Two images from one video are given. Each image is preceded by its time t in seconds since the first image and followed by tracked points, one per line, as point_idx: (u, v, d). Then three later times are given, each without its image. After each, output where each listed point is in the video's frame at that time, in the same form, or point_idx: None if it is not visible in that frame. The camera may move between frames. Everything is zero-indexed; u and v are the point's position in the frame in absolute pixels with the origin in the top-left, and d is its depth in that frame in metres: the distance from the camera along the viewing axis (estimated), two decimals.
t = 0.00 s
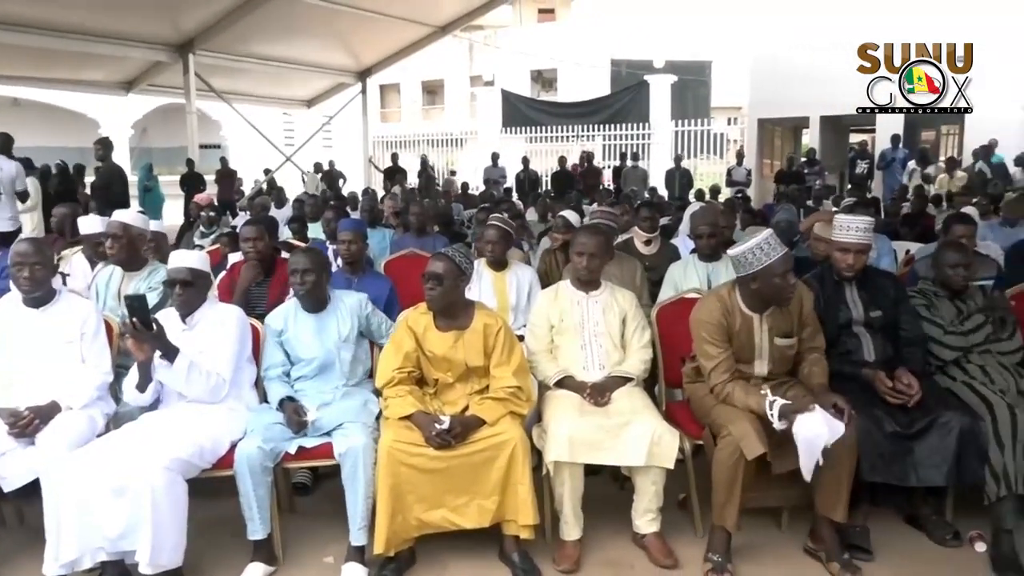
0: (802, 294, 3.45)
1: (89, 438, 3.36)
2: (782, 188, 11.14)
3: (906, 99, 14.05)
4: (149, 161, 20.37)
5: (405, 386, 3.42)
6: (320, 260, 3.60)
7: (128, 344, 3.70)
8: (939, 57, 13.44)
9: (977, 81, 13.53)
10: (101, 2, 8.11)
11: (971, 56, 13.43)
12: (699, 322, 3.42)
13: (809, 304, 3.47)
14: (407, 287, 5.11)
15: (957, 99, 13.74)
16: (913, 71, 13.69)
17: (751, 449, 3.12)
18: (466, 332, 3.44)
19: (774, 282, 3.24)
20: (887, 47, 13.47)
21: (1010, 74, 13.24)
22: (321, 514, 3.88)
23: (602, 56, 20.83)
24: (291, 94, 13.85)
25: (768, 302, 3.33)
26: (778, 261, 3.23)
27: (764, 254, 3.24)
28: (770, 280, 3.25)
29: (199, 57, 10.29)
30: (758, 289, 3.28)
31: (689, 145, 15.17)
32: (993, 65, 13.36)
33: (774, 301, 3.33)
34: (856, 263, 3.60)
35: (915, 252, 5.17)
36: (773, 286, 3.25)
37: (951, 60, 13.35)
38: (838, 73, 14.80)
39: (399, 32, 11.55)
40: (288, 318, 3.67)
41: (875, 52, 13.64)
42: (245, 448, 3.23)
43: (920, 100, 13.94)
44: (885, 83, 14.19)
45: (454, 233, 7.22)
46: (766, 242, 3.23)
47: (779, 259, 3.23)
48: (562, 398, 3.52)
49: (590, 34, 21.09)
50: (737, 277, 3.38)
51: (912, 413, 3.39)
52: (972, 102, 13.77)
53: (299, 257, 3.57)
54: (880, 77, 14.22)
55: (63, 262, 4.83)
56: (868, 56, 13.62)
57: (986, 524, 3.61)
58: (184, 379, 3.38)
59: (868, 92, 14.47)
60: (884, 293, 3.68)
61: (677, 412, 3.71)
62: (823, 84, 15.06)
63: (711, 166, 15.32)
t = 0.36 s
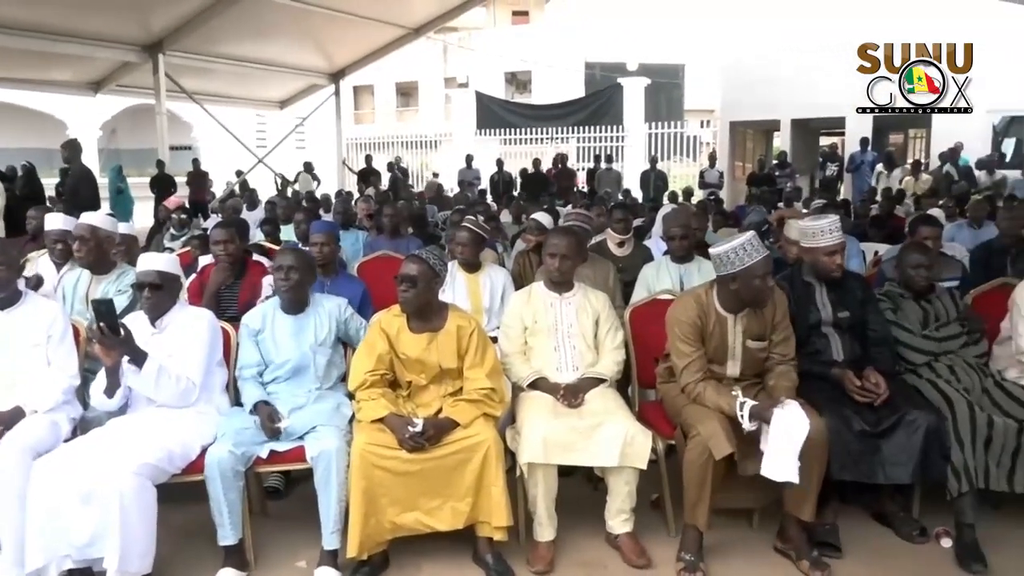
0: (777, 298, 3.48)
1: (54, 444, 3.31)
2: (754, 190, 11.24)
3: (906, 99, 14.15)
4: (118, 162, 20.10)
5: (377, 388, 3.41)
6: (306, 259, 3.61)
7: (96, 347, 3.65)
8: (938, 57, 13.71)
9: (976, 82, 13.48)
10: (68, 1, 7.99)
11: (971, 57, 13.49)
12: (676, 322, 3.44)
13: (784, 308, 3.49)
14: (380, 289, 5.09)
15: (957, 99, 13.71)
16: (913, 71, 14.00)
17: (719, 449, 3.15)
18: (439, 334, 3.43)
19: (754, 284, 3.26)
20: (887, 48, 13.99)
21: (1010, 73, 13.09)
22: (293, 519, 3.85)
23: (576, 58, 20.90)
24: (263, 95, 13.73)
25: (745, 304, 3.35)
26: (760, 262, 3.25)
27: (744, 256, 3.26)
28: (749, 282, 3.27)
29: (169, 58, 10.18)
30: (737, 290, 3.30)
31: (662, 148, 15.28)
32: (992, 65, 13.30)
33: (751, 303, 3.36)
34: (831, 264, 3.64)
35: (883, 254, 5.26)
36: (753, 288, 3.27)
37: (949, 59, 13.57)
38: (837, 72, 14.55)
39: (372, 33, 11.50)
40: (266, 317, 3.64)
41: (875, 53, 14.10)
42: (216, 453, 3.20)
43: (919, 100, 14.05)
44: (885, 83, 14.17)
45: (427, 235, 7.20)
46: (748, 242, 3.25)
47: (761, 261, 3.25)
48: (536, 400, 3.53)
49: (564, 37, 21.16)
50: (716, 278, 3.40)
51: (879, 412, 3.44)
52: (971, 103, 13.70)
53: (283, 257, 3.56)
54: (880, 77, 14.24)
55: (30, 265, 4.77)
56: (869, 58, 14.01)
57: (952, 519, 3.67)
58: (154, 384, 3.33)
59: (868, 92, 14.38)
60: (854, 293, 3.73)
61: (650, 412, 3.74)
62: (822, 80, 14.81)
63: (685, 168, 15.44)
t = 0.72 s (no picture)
0: (751, 299, 3.51)
1: (17, 448, 3.26)
2: (725, 192, 11.35)
3: (906, 99, 14.13)
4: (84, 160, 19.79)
5: (348, 390, 3.39)
6: (278, 259, 3.57)
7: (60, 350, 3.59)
8: (938, 57, 13.59)
9: (976, 82, 13.36)
10: None
11: (971, 57, 13.33)
12: (650, 322, 3.46)
13: (757, 310, 3.53)
14: (350, 290, 5.06)
15: (957, 99, 13.65)
16: (914, 71, 13.96)
17: (688, 448, 3.19)
18: (410, 335, 3.42)
19: (731, 285, 3.29)
20: (887, 48, 13.89)
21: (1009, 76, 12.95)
22: (262, 521, 3.81)
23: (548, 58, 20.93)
24: (233, 93, 13.60)
25: (721, 304, 3.38)
26: (737, 264, 3.28)
27: (721, 257, 3.28)
28: (726, 283, 3.29)
29: (136, 56, 10.03)
30: (714, 291, 3.33)
31: (634, 149, 15.39)
32: (992, 65, 13.11)
33: (726, 304, 3.38)
34: (800, 264, 3.66)
35: (849, 256, 5.34)
36: (729, 289, 3.30)
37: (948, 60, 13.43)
38: (837, 72, 14.55)
39: (343, 32, 11.43)
40: (238, 317, 3.59)
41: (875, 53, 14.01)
42: (183, 455, 3.16)
43: (919, 100, 14.04)
44: (885, 83, 14.20)
45: (398, 235, 7.19)
46: (726, 244, 3.27)
47: (737, 262, 3.29)
48: (507, 400, 3.53)
49: (536, 38, 21.18)
50: (692, 278, 3.42)
51: (845, 410, 3.50)
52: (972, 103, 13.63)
53: (255, 258, 3.52)
54: (880, 77, 14.28)
55: None
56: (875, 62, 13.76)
57: (916, 516, 3.73)
58: (120, 386, 3.28)
59: (867, 92, 14.41)
60: (821, 294, 3.78)
61: (621, 412, 3.76)
62: (822, 80, 14.77)
63: (655, 169, 15.45)
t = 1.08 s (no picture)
0: (726, 304, 3.54)
1: None
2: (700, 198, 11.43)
3: (906, 99, 14.06)
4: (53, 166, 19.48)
5: (322, 398, 3.38)
6: (248, 267, 3.55)
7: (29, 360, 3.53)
8: (938, 57, 13.52)
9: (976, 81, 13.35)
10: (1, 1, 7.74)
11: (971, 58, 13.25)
12: (626, 327, 3.47)
13: (732, 315, 3.56)
14: (325, 298, 5.03)
15: (956, 99, 13.54)
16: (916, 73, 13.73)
17: (660, 453, 3.21)
18: (385, 342, 3.42)
19: (709, 288, 3.33)
20: (887, 48, 13.80)
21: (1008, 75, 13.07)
22: (235, 532, 3.77)
23: (524, 65, 20.99)
24: (206, 99, 13.49)
25: (699, 308, 3.41)
26: (715, 267, 3.33)
27: (700, 261, 3.32)
28: (704, 286, 3.33)
29: (108, 60, 9.92)
30: (692, 294, 3.37)
31: (610, 156, 15.48)
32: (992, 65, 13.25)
33: (703, 308, 3.42)
34: (778, 269, 3.76)
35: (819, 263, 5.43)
36: (707, 292, 3.34)
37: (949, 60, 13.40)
38: (837, 72, 14.48)
39: (319, 38, 11.41)
40: (208, 326, 3.57)
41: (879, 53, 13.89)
42: (155, 466, 3.13)
43: (921, 100, 14.05)
44: (885, 83, 14.15)
45: (373, 242, 7.16)
46: (704, 247, 3.31)
47: (715, 266, 3.34)
48: (482, 407, 3.54)
49: (512, 46, 21.23)
50: (670, 282, 3.45)
51: (816, 416, 3.54)
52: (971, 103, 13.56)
53: (222, 265, 3.50)
54: (879, 77, 14.25)
55: None
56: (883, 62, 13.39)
57: (886, 519, 3.78)
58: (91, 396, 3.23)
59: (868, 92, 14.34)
60: (794, 300, 3.82)
61: (596, 418, 3.77)
62: (795, 87, 14.96)
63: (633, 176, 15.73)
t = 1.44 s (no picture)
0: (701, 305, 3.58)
1: None
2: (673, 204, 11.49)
3: (904, 101, 12.90)
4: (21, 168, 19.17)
5: (296, 403, 3.36)
6: (213, 271, 3.52)
7: None
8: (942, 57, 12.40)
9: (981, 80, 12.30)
10: None
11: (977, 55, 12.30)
12: (604, 325, 3.49)
13: (706, 316, 3.61)
14: (298, 302, 5.01)
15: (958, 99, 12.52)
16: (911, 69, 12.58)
17: (638, 455, 3.22)
18: (359, 347, 3.40)
19: (687, 285, 3.36)
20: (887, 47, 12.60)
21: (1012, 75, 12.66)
22: (207, 538, 3.74)
23: (500, 70, 21.00)
24: (179, 101, 13.36)
25: (676, 307, 3.44)
26: (693, 265, 3.34)
27: (679, 258, 3.34)
28: (683, 283, 3.36)
29: (79, 62, 9.80)
30: (671, 290, 3.39)
31: (586, 161, 15.55)
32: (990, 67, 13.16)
33: (681, 306, 3.44)
34: (755, 274, 3.78)
35: (791, 268, 5.50)
36: (686, 290, 3.36)
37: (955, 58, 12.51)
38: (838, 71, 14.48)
39: (293, 41, 11.35)
40: (175, 332, 3.54)
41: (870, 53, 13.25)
42: (125, 472, 3.09)
43: (919, 101, 13.15)
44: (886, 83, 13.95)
45: (349, 246, 7.14)
46: (683, 245, 3.33)
47: (690, 266, 3.35)
48: (456, 411, 3.53)
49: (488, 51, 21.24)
50: (649, 280, 3.47)
51: (788, 418, 3.57)
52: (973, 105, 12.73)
53: (186, 270, 3.46)
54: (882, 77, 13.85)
55: None
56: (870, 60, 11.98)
57: (856, 520, 3.83)
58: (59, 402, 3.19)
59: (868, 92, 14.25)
60: (767, 305, 3.87)
61: (571, 422, 3.79)
62: (768, 94, 15.12)
63: (609, 181, 15.78)
